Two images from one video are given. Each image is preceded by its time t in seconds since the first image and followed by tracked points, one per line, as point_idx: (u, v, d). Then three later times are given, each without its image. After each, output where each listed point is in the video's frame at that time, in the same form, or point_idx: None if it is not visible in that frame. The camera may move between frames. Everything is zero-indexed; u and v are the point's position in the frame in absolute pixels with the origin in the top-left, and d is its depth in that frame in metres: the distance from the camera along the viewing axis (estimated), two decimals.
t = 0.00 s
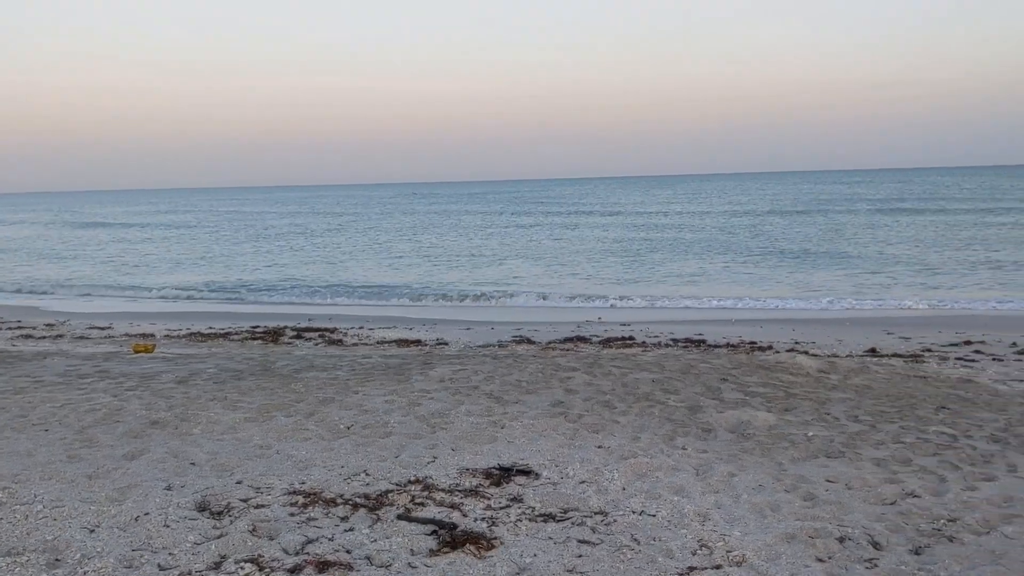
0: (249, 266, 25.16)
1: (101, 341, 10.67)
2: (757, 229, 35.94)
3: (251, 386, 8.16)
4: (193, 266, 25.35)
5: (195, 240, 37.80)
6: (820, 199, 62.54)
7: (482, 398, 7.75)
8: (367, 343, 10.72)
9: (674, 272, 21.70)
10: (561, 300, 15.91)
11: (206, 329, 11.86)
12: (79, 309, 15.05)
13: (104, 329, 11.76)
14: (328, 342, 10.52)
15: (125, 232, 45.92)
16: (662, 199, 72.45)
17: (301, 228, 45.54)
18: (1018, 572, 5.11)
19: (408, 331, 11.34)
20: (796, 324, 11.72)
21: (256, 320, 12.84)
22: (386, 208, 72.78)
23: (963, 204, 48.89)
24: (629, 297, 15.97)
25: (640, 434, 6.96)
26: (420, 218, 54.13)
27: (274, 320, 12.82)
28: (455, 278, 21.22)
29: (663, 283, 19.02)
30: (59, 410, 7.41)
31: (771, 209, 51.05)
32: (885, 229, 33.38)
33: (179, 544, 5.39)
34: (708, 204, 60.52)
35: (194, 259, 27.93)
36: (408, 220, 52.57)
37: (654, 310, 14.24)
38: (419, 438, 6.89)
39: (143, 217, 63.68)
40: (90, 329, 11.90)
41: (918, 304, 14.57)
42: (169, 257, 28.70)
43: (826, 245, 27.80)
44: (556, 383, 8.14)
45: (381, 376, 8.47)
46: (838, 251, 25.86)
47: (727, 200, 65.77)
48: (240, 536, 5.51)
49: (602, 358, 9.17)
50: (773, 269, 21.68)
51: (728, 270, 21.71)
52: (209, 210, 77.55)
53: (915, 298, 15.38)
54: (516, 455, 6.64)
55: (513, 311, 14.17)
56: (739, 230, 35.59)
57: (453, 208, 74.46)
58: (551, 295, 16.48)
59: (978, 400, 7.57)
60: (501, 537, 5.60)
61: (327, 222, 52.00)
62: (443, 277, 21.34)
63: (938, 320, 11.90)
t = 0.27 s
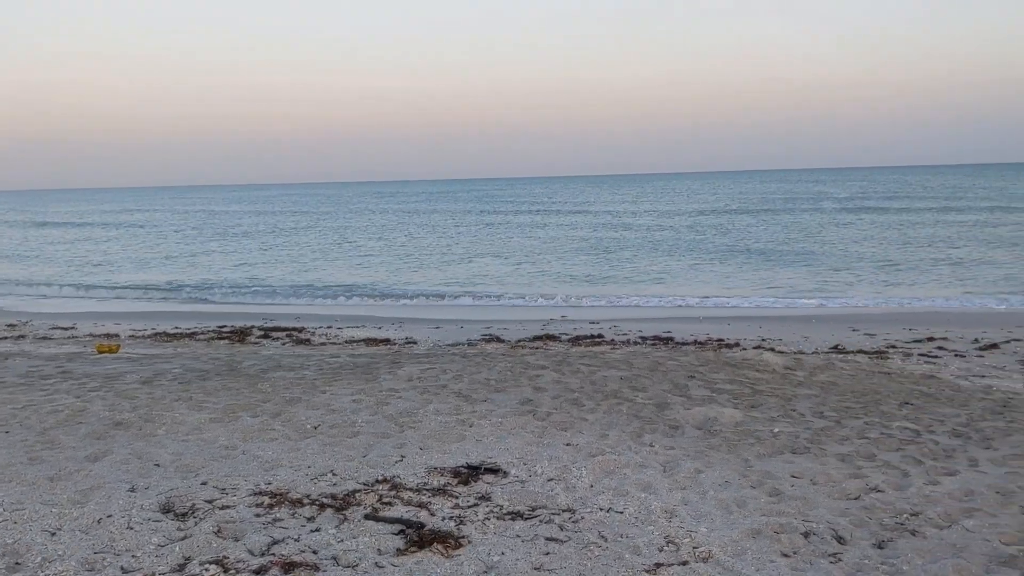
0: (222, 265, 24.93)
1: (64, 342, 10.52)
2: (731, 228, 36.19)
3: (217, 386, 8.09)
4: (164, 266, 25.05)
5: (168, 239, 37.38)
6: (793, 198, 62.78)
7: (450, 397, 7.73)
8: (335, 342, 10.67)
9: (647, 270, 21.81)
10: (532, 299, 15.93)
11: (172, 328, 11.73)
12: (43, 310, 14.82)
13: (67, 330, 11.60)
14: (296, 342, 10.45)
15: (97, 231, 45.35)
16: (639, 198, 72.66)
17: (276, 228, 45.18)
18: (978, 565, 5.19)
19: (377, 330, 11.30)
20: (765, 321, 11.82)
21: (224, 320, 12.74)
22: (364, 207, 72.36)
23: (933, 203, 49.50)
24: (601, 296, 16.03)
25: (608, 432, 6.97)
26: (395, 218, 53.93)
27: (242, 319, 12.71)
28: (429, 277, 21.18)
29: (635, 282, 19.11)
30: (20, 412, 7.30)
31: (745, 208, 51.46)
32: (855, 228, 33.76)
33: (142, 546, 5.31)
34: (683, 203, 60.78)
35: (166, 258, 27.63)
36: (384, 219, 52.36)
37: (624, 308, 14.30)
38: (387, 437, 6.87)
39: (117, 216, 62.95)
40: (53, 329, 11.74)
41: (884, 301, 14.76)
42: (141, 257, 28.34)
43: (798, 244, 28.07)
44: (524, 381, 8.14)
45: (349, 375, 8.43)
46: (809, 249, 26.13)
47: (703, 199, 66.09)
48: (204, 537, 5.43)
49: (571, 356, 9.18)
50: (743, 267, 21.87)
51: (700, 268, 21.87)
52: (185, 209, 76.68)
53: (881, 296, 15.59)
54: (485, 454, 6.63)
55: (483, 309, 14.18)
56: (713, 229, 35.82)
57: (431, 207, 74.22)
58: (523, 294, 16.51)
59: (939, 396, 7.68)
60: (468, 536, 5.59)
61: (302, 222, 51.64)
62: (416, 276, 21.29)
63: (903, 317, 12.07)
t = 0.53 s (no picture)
0: (199, 266, 24.72)
1: (34, 344, 10.39)
2: (710, 227, 36.41)
3: (189, 387, 8.04)
4: (141, 267, 24.80)
5: (145, 239, 37.03)
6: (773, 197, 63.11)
7: (425, 397, 7.71)
8: (309, 343, 10.63)
9: (626, 269, 21.90)
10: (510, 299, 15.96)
11: (144, 330, 11.63)
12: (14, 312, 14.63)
13: (36, 332, 11.47)
14: (269, 342, 10.40)
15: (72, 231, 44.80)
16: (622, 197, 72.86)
17: (255, 228, 44.88)
18: (947, 560, 5.25)
19: (351, 330, 11.27)
20: (740, 320, 11.91)
21: (198, 321, 12.64)
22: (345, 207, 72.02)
23: (909, 202, 50.04)
24: (578, 296, 16.08)
25: (582, 431, 6.98)
26: (376, 217, 53.85)
27: (215, 320, 12.63)
28: (407, 276, 21.14)
29: (614, 281, 19.17)
30: None
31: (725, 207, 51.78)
32: (832, 227, 34.10)
33: (112, 549, 5.24)
34: (664, 203, 61.02)
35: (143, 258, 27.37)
36: (364, 219, 52.20)
37: (601, 307, 14.36)
38: (361, 438, 6.84)
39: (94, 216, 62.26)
40: (23, 331, 11.60)
41: (857, 299, 14.93)
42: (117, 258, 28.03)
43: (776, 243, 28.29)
44: (499, 381, 8.14)
45: (323, 376, 8.40)
46: (786, 249, 26.35)
47: (684, 198, 66.39)
48: (176, 540, 5.37)
49: (546, 356, 9.20)
50: (720, 266, 22.03)
51: (678, 267, 22.00)
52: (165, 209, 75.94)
53: (855, 294, 15.76)
54: (459, 454, 6.62)
55: (459, 309, 14.18)
56: (693, 229, 36.01)
57: (413, 207, 74.01)
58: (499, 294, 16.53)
59: (909, 393, 7.77)
60: (442, 536, 5.58)
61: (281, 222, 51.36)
62: (395, 276, 21.24)
63: (875, 315, 12.21)
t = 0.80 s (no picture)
0: (182, 267, 24.55)
1: (10, 346, 10.30)
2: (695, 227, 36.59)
3: (168, 389, 7.99)
4: (123, 267, 24.60)
5: (127, 240, 36.71)
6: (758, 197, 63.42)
7: (405, 398, 7.70)
8: (290, 344, 10.60)
9: (610, 269, 21.97)
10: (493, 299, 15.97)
11: (123, 331, 11.56)
12: None
13: (12, 333, 11.35)
14: (249, 343, 10.36)
15: (54, 232, 44.42)
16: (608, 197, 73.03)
17: (238, 228, 44.60)
18: (923, 557, 5.29)
19: (332, 331, 11.24)
20: (721, 319, 11.96)
21: (179, 322, 12.57)
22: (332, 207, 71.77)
23: (892, 202, 50.49)
24: (561, 297, 16.11)
25: (563, 431, 6.99)
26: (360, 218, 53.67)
27: (195, 321, 12.55)
28: (392, 277, 21.13)
29: (598, 281, 19.23)
30: None
31: (710, 207, 51.99)
32: (815, 227, 34.36)
33: (88, 553, 5.18)
34: (648, 203, 61.15)
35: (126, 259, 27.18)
36: (350, 219, 52.08)
37: (583, 306, 14.39)
38: (341, 439, 6.82)
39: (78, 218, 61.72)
40: None
41: (838, 298, 15.05)
42: (98, 258, 27.77)
43: (759, 243, 28.46)
44: (480, 381, 8.13)
45: (303, 377, 8.37)
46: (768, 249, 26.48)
47: (670, 198, 66.63)
48: (153, 543, 5.32)
49: (527, 355, 9.20)
50: (703, 265, 22.15)
51: (661, 267, 22.09)
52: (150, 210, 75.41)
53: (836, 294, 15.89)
54: (440, 454, 6.61)
55: (442, 309, 14.18)
56: (678, 228, 36.16)
57: (399, 207, 73.86)
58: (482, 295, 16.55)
59: (887, 391, 7.82)
60: (423, 537, 5.56)
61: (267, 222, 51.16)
62: (379, 277, 21.21)
63: (854, 314, 12.31)
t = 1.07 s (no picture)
0: (163, 267, 24.37)
1: None
2: (678, 227, 36.76)
3: (144, 391, 7.93)
4: (103, 268, 24.37)
5: (107, 240, 36.37)
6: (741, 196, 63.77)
7: (384, 399, 7.68)
8: (268, 345, 10.55)
9: (592, 268, 22.03)
10: (474, 299, 15.99)
11: (100, 333, 11.46)
12: None
13: None
14: (227, 345, 10.30)
15: (34, 232, 44.05)
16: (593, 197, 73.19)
17: (221, 228, 44.34)
18: (899, 554, 5.32)
19: (311, 332, 11.19)
20: (700, 318, 12.02)
21: (157, 323, 12.49)
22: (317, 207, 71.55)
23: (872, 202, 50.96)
24: (542, 297, 16.15)
25: (542, 431, 6.98)
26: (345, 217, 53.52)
27: (172, 322, 12.46)
28: (374, 277, 21.10)
29: (580, 281, 19.29)
30: None
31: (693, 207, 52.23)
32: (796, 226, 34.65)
33: (62, 557, 5.11)
34: (632, 202, 61.30)
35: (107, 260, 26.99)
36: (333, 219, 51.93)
37: (563, 306, 14.44)
38: (319, 441, 6.78)
39: (60, 218, 61.24)
40: None
41: (816, 297, 15.17)
42: (78, 259, 27.51)
43: (741, 242, 28.63)
44: (459, 381, 8.13)
45: (281, 378, 8.33)
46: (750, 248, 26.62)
47: (655, 198, 66.88)
48: (129, 546, 5.27)
49: (506, 355, 9.21)
50: (685, 265, 22.27)
51: (642, 266, 22.19)
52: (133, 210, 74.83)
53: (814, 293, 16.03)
54: (419, 455, 6.59)
55: (422, 309, 14.18)
56: (661, 228, 36.33)
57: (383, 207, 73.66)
58: (464, 296, 16.56)
59: (864, 389, 7.88)
60: (401, 538, 5.54)
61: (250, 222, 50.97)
62: (362, 277, 21.18)
63: (831, 313, 12.41)
